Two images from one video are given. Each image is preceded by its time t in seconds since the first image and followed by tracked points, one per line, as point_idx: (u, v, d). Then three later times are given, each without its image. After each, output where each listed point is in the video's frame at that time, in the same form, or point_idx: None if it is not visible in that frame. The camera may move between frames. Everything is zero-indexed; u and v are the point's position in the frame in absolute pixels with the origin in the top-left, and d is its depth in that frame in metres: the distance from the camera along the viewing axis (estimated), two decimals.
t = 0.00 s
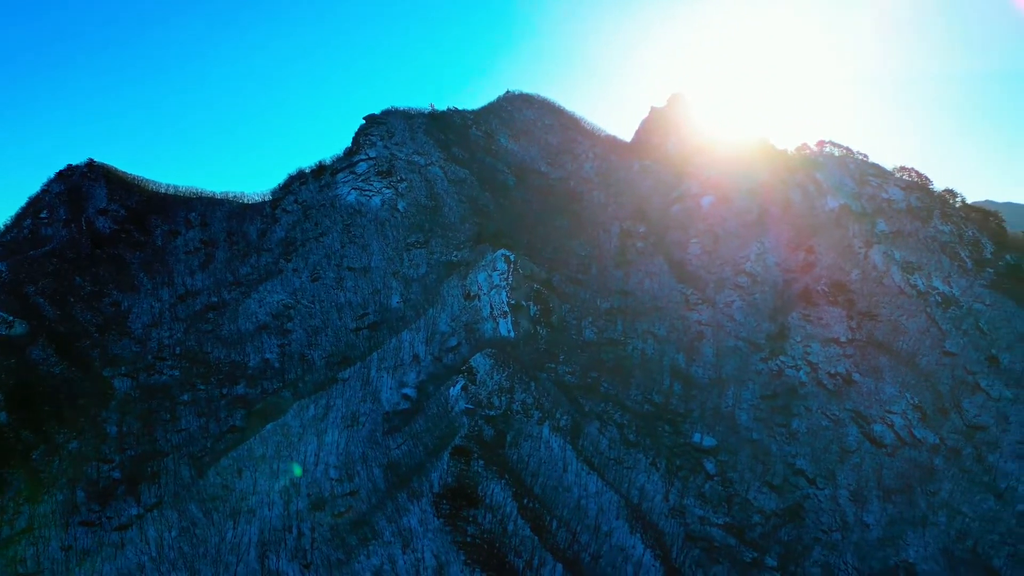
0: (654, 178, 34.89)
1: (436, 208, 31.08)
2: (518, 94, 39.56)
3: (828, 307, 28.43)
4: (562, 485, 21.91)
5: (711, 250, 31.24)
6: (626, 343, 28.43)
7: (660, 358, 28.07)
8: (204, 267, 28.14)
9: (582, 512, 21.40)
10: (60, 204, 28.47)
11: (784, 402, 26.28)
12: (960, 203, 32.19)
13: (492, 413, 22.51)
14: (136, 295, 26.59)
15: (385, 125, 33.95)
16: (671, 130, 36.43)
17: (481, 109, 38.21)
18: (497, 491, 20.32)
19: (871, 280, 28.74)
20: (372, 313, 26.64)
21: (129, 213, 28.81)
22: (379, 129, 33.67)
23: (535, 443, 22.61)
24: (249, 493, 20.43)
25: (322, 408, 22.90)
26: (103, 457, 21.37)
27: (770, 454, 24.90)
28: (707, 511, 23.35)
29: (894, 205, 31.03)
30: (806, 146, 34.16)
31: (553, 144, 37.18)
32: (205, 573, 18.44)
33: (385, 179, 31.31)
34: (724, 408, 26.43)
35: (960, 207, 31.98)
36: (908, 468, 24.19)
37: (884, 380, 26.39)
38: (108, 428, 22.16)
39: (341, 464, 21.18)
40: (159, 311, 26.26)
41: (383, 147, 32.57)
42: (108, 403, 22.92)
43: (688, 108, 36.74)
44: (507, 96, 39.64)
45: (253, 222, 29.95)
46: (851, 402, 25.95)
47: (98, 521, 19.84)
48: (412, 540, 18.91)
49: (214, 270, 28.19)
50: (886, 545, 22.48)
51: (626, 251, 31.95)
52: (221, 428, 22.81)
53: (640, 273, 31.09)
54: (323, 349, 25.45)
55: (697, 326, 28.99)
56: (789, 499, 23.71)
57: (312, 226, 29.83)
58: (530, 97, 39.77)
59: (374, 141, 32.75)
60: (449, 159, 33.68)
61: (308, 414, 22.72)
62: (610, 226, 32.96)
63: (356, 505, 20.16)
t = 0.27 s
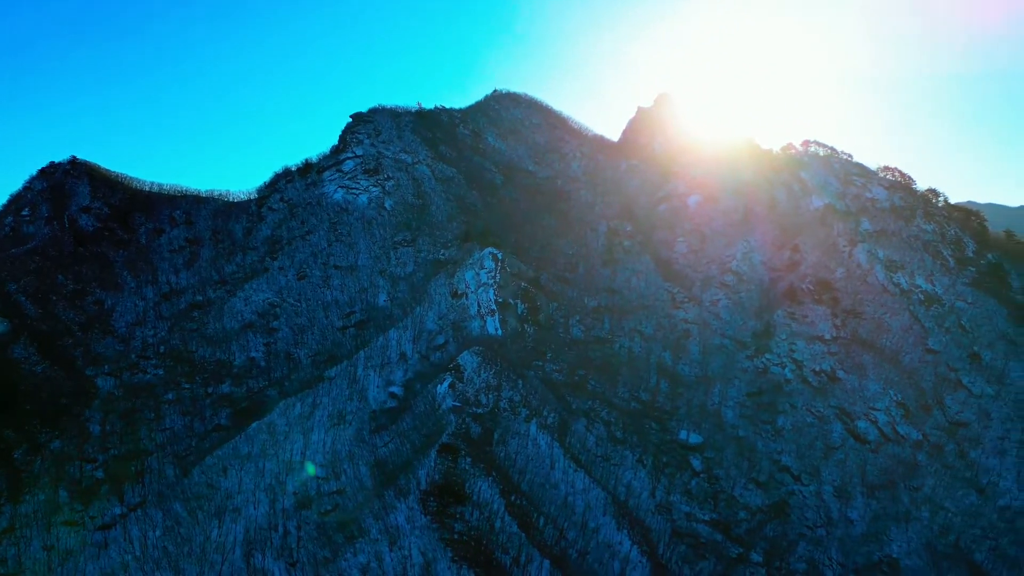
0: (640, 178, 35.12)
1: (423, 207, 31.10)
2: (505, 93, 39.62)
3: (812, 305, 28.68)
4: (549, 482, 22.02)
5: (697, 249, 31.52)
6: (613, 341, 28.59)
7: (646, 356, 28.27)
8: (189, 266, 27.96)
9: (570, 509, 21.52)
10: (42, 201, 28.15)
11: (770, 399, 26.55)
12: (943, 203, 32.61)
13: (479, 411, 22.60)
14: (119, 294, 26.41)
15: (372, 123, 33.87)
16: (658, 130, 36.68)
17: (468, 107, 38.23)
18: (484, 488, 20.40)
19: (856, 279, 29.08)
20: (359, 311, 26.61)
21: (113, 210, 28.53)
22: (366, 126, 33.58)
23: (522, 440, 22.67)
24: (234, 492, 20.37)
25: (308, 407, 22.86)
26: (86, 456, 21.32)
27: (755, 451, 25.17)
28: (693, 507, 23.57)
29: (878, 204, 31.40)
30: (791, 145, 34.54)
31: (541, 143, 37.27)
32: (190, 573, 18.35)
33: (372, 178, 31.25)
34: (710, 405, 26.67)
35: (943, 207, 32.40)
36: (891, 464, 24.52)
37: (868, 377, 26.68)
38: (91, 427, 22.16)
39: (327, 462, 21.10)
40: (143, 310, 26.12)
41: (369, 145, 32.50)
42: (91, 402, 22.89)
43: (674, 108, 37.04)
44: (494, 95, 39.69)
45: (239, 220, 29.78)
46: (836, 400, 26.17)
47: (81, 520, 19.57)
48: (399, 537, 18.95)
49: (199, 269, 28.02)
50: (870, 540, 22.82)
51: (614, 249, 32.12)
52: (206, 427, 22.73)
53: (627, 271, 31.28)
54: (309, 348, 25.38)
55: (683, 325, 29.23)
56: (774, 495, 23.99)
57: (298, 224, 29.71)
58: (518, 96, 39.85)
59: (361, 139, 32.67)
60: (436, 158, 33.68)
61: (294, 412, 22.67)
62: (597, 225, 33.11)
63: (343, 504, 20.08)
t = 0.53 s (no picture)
0: (628, 177, 35.33)
1: (411, 205, 31.09)
2: (493, 91, 39.66)
3: (797, 303, 29.05)
4: (536, 479, 22.11)
5: (684, 247, 31.84)
6: (600, 339, 28.74)
7: (633, 354, 28.46)
8: (173, 264, 27.76)
9: (557, 505, 21.64)
10: (23, 198, 27.81)
11: (756, 396, 26.83)
12: (926, 202, 33.07)
13: (466, 408, 22.69)
14: (102, 292, 26.18)
15: (359, 121, 33.78)
16: (645, 129, 36.93)
17: (455, 106, 38.25)
18: (472, 485, 20.47)
19: (840, 277, 29.47)
20: (346, 310, 26.57)
21: (96, 208, 28.27)
22: (352, 124, 33.48)
23: (510, 438, 22.76)
24: (219, 490, 20.30)
25: (294, 405, 22.82)
26: (69, 455, 21.25)
27: (741, 448, 25.43)
28: (679, 503, 23.80)
29: (862, 203, 31.74)
30: (776, 145, 34.91)
31: (528, 142, 37.37)
32: (175, 571, 18.27)
33: (359, 176, 31.18)
34: (697, 403, 26.92)
35: (926, 206, 32.84)
36: (874, 460, 24.75)
37: (852, 373, 27.00)
38: (75, 426, 22.10)
39: (314, 461, 21.05)
40: (127, 308, 25.91)
41: (356, 143, 32.42)
42: (74, 401, 22.80)
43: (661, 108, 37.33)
44: (482, 94, 39.72)
45: (224, 218, 29.61)
46: (820, 396, 26.50)
47: (64, 520, 19.46)
48: (386, 535, 18.97)
49: (184, 267, 27.82)
50: (853, 535, 23.05)
51: (601, 248, 32.30)
52: (191, 426, 22.61)
53: (614, 270, 31.46)
54: (295, 346, 25.30)
55: (670, 322, 29.47)
56: (760, 492, 24.21)
57: (284, 222, 29.59)
58: (505, 95, 39.91)
59: (348, 137, 32.62)
60: (423, 156, 33.69)
61: (281, 410, 22.63)
62: (585, 224, 33.26)
63: (329, 502, 20.03)
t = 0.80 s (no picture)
0: (615, 176, 35.51)
1: (398, 203, 31.06)
2: (480, 90, 39.71)
3: (782, 300, 29.31)
4: (524, 476, 22.19)
5: (670, 246, 32.13)
6: (587, 337, 28.86)
7: (620, 352, 28.64)
8: (157, 262, 27.54)
9: (544, 502, 21.76)
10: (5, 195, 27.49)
11: (741, 393, 27.12)
12: (910, 201, 33.29)
13: (453, 406, 22.74)
14: (85, 290, 25.94)
15: (345, 118, 33.66)
16: (631, 128, 37.17)
17: (443, 104, 38.26)
18: (459, 482, 20.56)
19: (825, 275, 29.78)
20: (332, 308, 26.51)
21: (79, 206, 28.01)
22: (339, 122, 33.38)
23: (497, 435, 22.83)
24: (204, 489, 20.19)
25: (280, 403, 22.74)
26: (52, 454, 21.11)
27: (727, 444, 25.69)
28: (666, 500, 24.02)
29: (846, 202, 31.90)
30: (761, 145, 35.24)
31: (515, 140, 37.46)
32: (159, 570, 18.04)
33: (346, 173, 31.11)
34: (683, 400, 27.17)
35: (909, 204, 32.96)
36: (858, 457, 24.89)
37: (837, 370, 27.20)
38: (57, 425, 21.94)
39: (300, 459, 20.99)
40: (110, 306, 25.68)
41: (343, 141, 32.33)
42: (56, 400, 22.58)
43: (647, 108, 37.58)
44: (469, 92, 39.77)
45: (209, 216, 29.42)
46: (806, 394, 26.67)
47: (47, 519, 19.43)
48: (373, 532, 18.94)
49: (168, 265, 27.61)
50: (838, 531, 23.11)
51: (589, 246, 32.46)
52: (175, 425, 22.52)
53: (601, 268, 31.64)
54: (281, 344, 25.21)
55: (656, 321, 29.70)
56: (746, 488, 24.46)
57: (270, 220, 29.45)
58: (492, 93, 39.98)
59: (334, 135, 32.47)
60: (411, 154, 33.67)
61: (266, 409, 22.55)
62: (572, 222, 33.39)
63: (315, 500, 20.05)
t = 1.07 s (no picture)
0: (602, 175, 35.66)
1: (385, 201, 31.02)
2: (468, 88, 39.73)
3: (768, 298, 29.60)
4: (511, 473, 22.27)
5: (657, 245, 32.36)
6: (575, 335, 28.98)
7: (608, 350, 28.79)
8: (141, 260, 27.31)
9: (532, 499, 21.85)
10: None
11: (728, 390, 27.36)
12: (895, 201, 33.45)
13: (441, 403, 22.73)
14: (68, 288, 25.66)
15: (332, 116, 33.54)
16: (618, 127, 37.37)
17: (430, 103, 38.24)
18: (446, 479, 20.56)
19: (810, 273, 30.03)
20: (319, 306, 26.43)
21: (62, 203, 27.72)
22: (326, 120, 33.25)
23: (485, 433, 22.91)
24: (189, 488, 20.09)
25: (266, 401, 22.64)
26: (34, 454, 20.95)
27: (714, 441, 25.91)
28: (653, 496, 24.20)
29: (831, 201, 32.11)
30: (747, 144, 35.51)
31: (503, 139, 37.53)
32: (143, 570, 17.98)
33: (332, 172, 31.01)
34: (670, 397, 27.37)
35: (893, 203, 32.91)
36: (843, 453, 25.24)
37: (821, 368, 27.45)
38: (39, 424, 21.73)
39: (286, 458, 21.00)
40: (93, 305, 25.43)
41: (330, 139, 32.21)
42: (39, 399, 22.35)
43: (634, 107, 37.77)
44: (457, 91, 39.78)
45: (194, 214, 29.22)
46: (791, 391, 26.94)
47: (29, 519, 19.37)
48: (360, 529, 18.95)
49: (153, 263, 27.39)
50: (823, 526, 23.46)
51: (576, 245, 32.60)
52: (160, 424, 22.39)
53: (589, 267, 31.81)
54: (267, 343, 25.11)
55: (643, 319, 29.90)
56: (732, 484, 24.71)
57: (256, 218, 29.30)
58: (480, 92, 40.01)
59: (320, 133, 32.35)
60: (398, 153, 33.64)
61: (252, 407, 22.46)
62: (560, 221, 33.51)
63: (302, 499, 20.11)
